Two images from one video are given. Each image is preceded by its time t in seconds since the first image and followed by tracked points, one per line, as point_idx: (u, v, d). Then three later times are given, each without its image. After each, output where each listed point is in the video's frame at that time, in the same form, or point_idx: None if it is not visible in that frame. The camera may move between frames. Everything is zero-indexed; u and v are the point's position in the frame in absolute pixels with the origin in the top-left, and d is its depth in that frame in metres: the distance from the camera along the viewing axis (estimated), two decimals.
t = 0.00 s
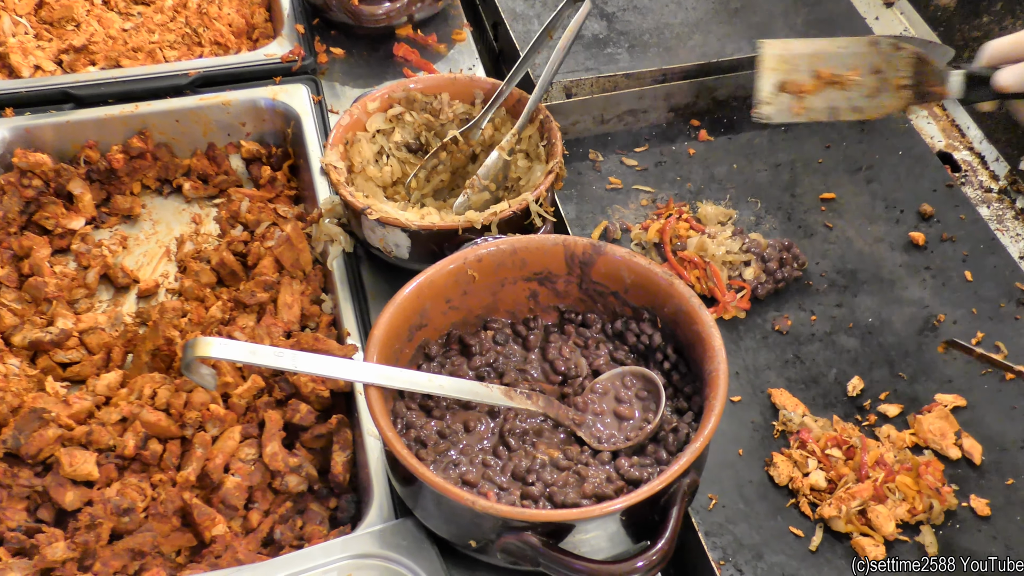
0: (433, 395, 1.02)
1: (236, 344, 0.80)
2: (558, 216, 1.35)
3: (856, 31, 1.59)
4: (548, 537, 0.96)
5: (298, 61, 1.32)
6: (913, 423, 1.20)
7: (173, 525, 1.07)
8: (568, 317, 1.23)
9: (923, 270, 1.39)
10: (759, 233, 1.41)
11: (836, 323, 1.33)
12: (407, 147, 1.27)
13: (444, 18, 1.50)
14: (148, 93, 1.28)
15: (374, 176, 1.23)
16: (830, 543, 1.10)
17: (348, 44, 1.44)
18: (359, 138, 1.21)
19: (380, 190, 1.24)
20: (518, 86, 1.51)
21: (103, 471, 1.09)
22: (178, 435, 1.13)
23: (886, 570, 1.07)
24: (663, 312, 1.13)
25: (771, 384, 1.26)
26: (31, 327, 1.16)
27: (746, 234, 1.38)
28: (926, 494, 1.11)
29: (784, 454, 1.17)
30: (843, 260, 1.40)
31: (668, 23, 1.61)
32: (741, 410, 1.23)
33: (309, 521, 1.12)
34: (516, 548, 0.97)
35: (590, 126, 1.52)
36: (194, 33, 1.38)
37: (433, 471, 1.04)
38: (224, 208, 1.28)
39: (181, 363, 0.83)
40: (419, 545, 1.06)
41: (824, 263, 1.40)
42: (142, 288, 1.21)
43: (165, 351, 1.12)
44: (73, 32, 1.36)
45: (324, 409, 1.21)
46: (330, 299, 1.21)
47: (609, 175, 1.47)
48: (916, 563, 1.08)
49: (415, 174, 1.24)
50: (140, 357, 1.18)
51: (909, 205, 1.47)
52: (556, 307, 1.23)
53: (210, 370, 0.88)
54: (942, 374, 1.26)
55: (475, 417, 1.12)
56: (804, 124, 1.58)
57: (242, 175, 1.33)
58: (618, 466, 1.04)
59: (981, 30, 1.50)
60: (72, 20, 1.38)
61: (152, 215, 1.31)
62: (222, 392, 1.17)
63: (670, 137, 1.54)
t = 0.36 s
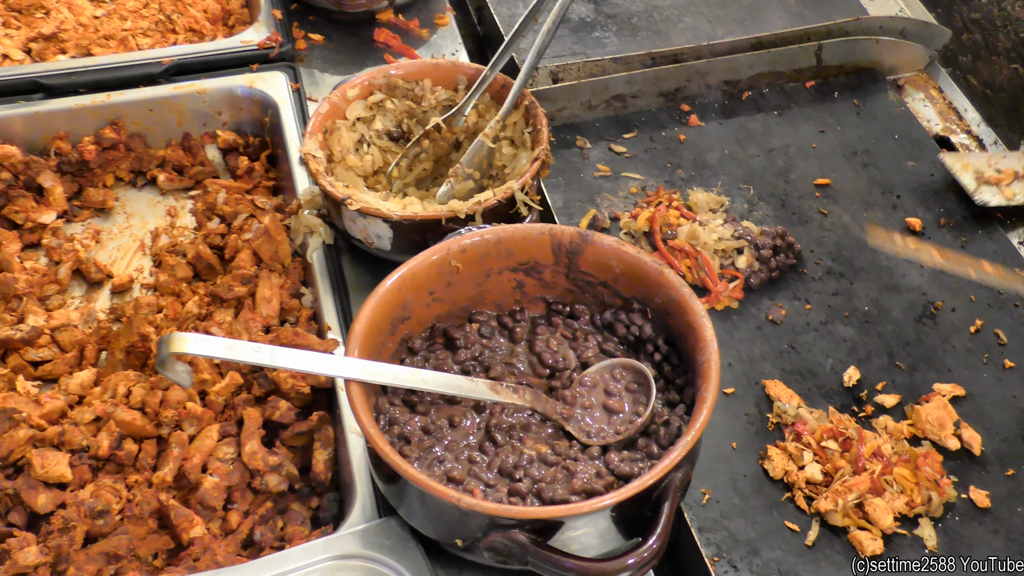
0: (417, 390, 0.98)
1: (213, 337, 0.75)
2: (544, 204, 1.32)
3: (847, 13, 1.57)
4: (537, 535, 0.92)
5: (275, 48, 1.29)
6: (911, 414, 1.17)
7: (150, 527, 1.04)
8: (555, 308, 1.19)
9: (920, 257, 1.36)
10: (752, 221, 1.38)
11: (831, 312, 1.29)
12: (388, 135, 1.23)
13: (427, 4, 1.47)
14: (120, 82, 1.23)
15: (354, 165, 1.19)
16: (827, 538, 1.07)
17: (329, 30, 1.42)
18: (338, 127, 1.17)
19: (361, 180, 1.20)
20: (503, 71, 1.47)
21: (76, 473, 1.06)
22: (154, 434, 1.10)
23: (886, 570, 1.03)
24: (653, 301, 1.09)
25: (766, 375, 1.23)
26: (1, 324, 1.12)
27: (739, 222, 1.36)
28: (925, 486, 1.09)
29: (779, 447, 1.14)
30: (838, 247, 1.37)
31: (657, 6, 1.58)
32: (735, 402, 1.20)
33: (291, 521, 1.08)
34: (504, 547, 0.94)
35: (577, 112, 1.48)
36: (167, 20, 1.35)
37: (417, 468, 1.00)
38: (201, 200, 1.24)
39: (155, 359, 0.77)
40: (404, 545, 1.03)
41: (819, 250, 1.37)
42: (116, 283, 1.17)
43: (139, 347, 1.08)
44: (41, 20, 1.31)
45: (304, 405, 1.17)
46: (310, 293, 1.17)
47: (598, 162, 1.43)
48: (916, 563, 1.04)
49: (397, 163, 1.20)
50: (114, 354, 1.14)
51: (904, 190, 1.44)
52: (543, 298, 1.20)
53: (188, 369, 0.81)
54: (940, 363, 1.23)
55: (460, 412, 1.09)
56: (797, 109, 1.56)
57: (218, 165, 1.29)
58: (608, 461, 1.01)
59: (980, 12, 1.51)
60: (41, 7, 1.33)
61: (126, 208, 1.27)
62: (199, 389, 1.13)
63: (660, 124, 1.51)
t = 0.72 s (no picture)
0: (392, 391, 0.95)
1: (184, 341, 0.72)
2: (522, 199, 1.28)
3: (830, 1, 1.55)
4: (516, 539, 0.90)
5: (244, 41, 1.26)
6: (900, 410, 1.14)
7: (118, 536, 1.00)
8: (534, 305, 1.16)
9: (909, 249, 1.33)
10: (736, 214, 1.35)
11: (818, 307, 1.27)
12: (362, 129, 1.20)
13: None
14: (84, 77, 1.19)
15: (326, 160, 1.16)
16: (815, 539, 1.04)
17: (300, 21, 1.38)
18: (310, 121, 1.14)
19: (333, 176, 1.17)
20: (479, 63, 1.43)
21: (40, 481, 1.02)
22: (122, 440, 1.06)
23: (886, 570, 1.01)
24: (634, 298, 1.07)
25: (751, 372, 1.20)
26: None
27: (723, 215, 1.33)
28: (914, 484, 1.06)
29: (766, 446, 1.11)
30: (825, 240, 1.34)
31: None
32: (720, 401, 1.17)
33: (264, 528, 1.05)
34: (483, 551, 0.91)
35: (556, 104, 1.45)
36: (132, 12, 1.31)
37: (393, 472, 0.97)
38: (169, 198, 1.21)
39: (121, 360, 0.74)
40: (380, 551, 1.00)
41: (806, 243, 1.34)
42: (82, 284, 1.14)
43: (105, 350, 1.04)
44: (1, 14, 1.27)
45: (277, 408, 1.15)
46: (283, 292, 1.14)
47: (578, 155, 1.40)
48: (916, 563, 1.02)
49: (370, 158, 1.17)
50: (80, 358, 1.11)
51: (892, 181, 1.42)
52: (522, 295, 1.16)
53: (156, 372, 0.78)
54: (929, 358, 1.21)
55: (437, 414, 1.06)
56: (781, 98, 1.53)
57: (186, 162, 1.26)
58: (589, 463, 0.98)
59: None
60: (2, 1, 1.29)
61: (92, 207, 1.23)
62: (168, 393, 1.10)
63: (642, 115, 1.48)
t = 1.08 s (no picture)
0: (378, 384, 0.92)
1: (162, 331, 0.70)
2: (514, 187, 1.25)
3: None
4: (505, 535, 0.86)
5: (228, 25, 1.23)
6: (903, 403, 1.11)
7: (96, 533, 0.97)
8: (525, 296, 1.13)
9: (912, 238, 1.29)
10: (734, 202, 1.32)
11: (818, 297, 1.23)
12: (348, 115, 1.17)
13: None
14: (64, 62, 1.16)
15: (311, 147, 1.12)
16: (815, 535, 1.01)
17: (286, 5, 1.36)
18: (295, 106, 1.10)
19: (319, 163, 1.14)
20: (472, 47, 1.40)
21: (15, 477, 0.99)
22: (101, 434, 1.03)
23: (886, 570, 0.97)
24: (627, 287, 1.03)
25: (749, 364, 1.17)
26: None
27: (722, 203, 1.30)
28: (917, 479, 1.03)
29: (764, 440, 1.08)
30: (826, 229, 1.31)
31: None
32: (718, 394, 1.14)
33: (247, 524, 1.02)
34: (470, 548, 0.88)
35: (550, 90, 1.42)
36: None
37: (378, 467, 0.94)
38: (151, 187, 1.18)
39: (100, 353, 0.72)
40: (366, 548, 0.96)
41: (806, 232, 1.31)
42: (61, 275, 1.11)
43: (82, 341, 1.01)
44: None
45: (261, 402, 1.12)
46: (267, 283, 1.11)
47: (572, 142, 1.37)
48: (916, 563, 0.98)
49: (356, 145, 1.14)
50: (59, 351, 1.08)
51: (895, 168, 1.38)
52: (513, 285, 1.13)
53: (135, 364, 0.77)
54: (933, 349, 1.18)
55: (425, 407, 1.02)
56: (782, 84, 1.50)
57: (169, 151, 1.23)
58: (582, 457, 0.95)
59: None
60: None
61: (71, 197, 1.20)
62: (149, 386, 1.07)
63: (638, 101, 1.45)
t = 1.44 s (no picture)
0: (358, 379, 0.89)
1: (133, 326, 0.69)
2: (498, 179, 1.22)
3: None
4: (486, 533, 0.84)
5: (205, 14, 1.22)
6: (897, 398, 1.08)
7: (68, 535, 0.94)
8: (509, 289, 1.10)
9: (908, 229, 1.27)
10: (725, 192, 1.29)
11: (811, 290, 1.21)
12: (328, 106, 1.14)
13: None
14: (37, 54, 1.13)
15: (290, 138, 1.10)
16: (807, 533, 0.98)
17: None
18: (274, 97, 1.08)
19: (298, 155, 1.11)
20: (457, 36, 1.38)
21: None
22: (73, 434, 1.00)
23: (886, 570, 0.94)
24: (613, 279, 1.00)
25: (740, 358, 1.14)
26: None
27: (712, 194, 1.27)
28: (910, 475, 1.00)
29: (755, 436, 1.05)
30: (820, 220, 1.28)
31: None
32: (707, 389, 1.11)
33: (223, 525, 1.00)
34: (449, 545, 0.85)
35: (536, 79, 1.40)
36: None
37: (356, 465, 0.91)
38: (126, 181, 1.15)
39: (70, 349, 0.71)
40: (344, 549, 0.94)
41: (799, 223, 1.28)
42: (33, 272, 1.08)
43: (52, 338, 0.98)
44: None
45: (238, 400, 1.09)
46: (244, 277, 1.08)
47: (559, 133, 1.34)
48: (916, 563, 0.95)
49: (336, 136, 1.10)
50: (31, 348, 1.05)
51: (890, 158, 1.36)
52: (496, 279, 1.10)
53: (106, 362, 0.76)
54: (928, 342, 1.15)
55: (405, 403, 1.00)
56: (775, 73, 1.48)
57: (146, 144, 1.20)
58: (565, 453, 0.92)
59: None
60: None
61: (45, 191, 1.17)
62: (123, 384, 1.04)
63: (627, 90, 1.42)
